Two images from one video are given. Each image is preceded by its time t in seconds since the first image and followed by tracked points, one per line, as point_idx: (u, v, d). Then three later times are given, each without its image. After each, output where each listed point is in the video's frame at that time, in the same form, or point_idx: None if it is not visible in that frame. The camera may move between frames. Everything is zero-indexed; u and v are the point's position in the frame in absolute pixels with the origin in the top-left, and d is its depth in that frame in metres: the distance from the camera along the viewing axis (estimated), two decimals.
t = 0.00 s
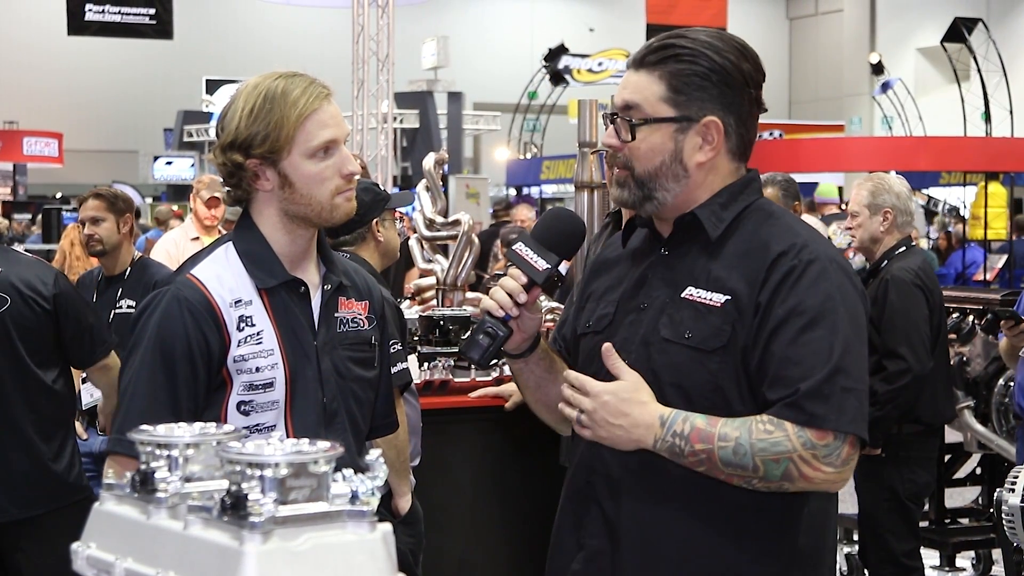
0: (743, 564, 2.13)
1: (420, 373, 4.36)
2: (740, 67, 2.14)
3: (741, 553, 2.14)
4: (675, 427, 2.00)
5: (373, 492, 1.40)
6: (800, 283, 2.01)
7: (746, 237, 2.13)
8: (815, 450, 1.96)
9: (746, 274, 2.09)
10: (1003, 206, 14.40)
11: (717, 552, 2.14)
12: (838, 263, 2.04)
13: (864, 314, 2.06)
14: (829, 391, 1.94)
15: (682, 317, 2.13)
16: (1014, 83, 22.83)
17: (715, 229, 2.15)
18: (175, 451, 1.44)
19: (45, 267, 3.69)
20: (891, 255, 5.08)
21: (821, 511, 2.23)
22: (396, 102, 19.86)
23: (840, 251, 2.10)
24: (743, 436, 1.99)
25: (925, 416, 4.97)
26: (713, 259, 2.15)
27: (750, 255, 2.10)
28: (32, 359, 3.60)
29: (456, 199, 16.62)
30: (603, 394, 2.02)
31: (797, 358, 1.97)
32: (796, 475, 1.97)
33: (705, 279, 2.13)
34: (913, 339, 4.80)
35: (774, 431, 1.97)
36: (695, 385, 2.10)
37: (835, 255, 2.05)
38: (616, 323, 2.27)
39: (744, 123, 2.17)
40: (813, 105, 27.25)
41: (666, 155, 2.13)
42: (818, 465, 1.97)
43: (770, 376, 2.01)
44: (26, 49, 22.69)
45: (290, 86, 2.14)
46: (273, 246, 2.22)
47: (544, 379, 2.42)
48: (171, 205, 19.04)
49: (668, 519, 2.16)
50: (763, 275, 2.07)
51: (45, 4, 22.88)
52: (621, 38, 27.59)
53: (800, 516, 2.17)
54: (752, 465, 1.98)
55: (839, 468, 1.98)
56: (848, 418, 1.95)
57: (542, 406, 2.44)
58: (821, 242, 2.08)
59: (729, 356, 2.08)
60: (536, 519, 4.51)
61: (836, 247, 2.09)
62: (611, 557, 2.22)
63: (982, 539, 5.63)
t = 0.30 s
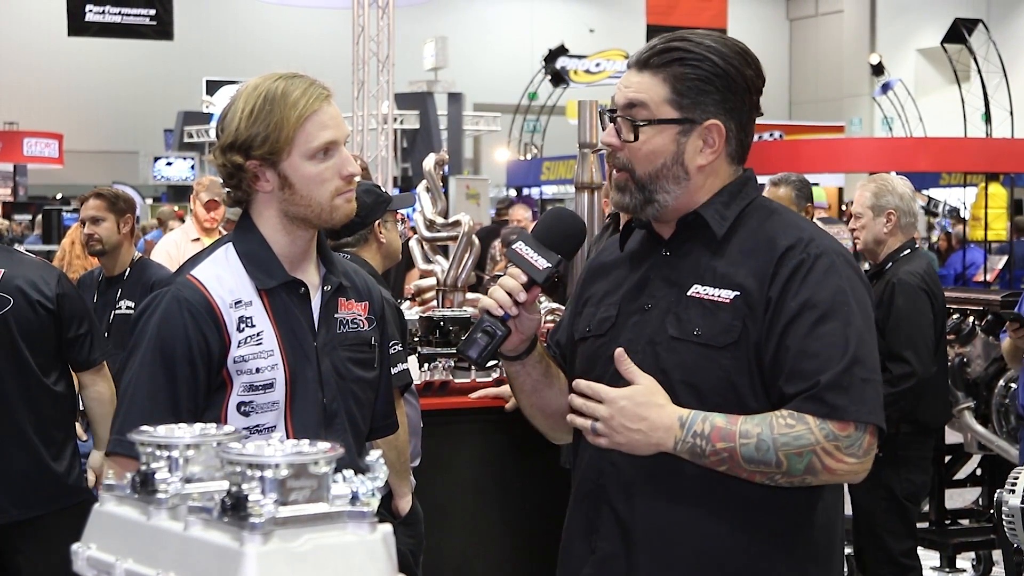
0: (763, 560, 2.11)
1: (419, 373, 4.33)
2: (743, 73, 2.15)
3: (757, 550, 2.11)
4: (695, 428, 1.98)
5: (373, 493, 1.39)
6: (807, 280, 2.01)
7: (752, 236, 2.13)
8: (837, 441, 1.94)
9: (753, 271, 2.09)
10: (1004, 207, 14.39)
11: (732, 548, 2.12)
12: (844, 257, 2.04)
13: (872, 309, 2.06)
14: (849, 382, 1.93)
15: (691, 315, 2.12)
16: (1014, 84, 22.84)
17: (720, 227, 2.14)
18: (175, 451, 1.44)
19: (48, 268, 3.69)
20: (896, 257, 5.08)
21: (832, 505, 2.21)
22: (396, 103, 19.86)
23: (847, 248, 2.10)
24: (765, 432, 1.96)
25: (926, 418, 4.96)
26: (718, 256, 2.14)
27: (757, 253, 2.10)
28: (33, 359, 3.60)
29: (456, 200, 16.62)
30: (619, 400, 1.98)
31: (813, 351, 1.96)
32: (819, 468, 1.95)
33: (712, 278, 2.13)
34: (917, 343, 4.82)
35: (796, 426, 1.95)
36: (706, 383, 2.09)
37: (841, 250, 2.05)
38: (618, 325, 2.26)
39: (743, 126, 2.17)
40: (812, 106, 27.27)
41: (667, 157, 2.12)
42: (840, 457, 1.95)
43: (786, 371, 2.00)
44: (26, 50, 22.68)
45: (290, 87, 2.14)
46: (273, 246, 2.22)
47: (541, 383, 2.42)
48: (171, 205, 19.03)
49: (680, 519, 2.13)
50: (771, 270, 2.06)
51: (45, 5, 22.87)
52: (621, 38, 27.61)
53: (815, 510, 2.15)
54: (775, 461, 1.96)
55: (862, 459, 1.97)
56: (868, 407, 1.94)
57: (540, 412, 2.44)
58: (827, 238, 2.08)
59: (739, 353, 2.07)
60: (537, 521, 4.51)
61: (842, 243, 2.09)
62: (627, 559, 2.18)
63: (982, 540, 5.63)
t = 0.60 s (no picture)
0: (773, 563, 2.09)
1: (420, 374, 4.36)
2: (741, 69, 2.14)
3: (765, 553, 2.10)
4: (702, 437, 1.97)
5: (373, 493, 1.39)
6: (812, 281, 2.00)
7: (756, 236, 2.12)
8: (846, 443, 1.93)
9: (758, 272, 2.09)
10: (1004, 207, 14.38)
11: (737, 553, 2.10)
12: (850, 256, 2.03)
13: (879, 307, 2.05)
14: (857, 383, 1.92)
15: (698, 318, 2.12)
16: (1014, 84, 22.84)
17: (724, 228, 2.14)
18: (176, 452, 1.45)
19: (48, 270, 3.69)
20: (895, 256, 5.09)
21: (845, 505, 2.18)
22: (397, 103, 19.85)
23: (852, 246, 2.09)
24: (773, 437, 1.96)
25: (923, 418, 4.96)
26: (722, 258, 2.14)
27: (762, 253, 2.10)
28: (33, 361, 3.60)
29: (456, 201, 16.61)
30: (625, 414, 1.97)
31: (820, 352, 1.95)
32: (830, 471, 1.95)
33: (716, 279, 2.13)
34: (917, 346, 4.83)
35: (804, 429, 1.94)
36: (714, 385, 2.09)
37: (846, 249, 2.05)
38: (626, 328, 2.26)
39: (745, 126, 2.16)
40: (813, 106, 27.26)
41: (667, 156, 2.12)
42: (851, 459, 1.94)
43: (793, 372, 1.99)
44: (26, 50, 22.68)
45: (289, 87, 2.15)
46: (273, 247, 2.22)
47: (549, 386, 2.41)
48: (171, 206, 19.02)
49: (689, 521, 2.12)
50: (776, 271, 2.06)
51: (45, 6, 22.87)
52: (621, 38, 27.63)
53: (826, 510, 2.13)
54: (784, 466, 1.95)
55: (871, 459, 1.96)
56: (877, 407, 1.93)
57: (547, 413, 2.43)
58: (831, 237, 2.08)
59: (745, 355, 2.07)
60: (537, 527, 4.52)
61: (847, 242, 2.08)
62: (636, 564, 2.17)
63: (982, 541, 5.63)
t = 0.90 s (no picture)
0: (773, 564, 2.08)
1: (421, 374, 4.37)
2: (748, 71, 2.13)
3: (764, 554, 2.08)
4: (702, 401, 1.96)
5: (373, 494, 1.40)
6: (811, 280, 1.98)
7: (755, 236, 2.12)
8: (840, 436, 1.90)
9: (757, 274, 2.08)
10: (1004, 208, 14.37)
11: (736, 555, 2.09)
12: (850, 257, 2.01)
13: (879, 307, 2.03)
14: (852, 380, 1.89)
15: (698, 321, 2.12)
16: (1014, 85, 22.84)
17: (725, 228, 2.14)
18: (176, 452, 1.45)
19: (48, 270, 3.69)
20: (890, 255, 5.12)
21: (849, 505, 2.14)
22: (397, 103, 19.82)
23: (853, 246, 2.07)
24: (769, 415, 1.93)
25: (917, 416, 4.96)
26: (723, 259, 2.14)
27: (760, 255, 2.09)
28: (33, 362, 3.60)
29: (456, 202, 16.60)
30: (632, 360, 1.98)
31: (813, 350, 1.93)
32: (819, 462, 1.92)
33: (717, 281, 2.12)
34: (910, 342, 4.76)
35: (800, 413, 1.91)
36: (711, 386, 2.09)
37: (848, 250, 2.03)
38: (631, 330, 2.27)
39: (750, 126, 2.15)
40: (813, 107, 27.27)
41: (668, 154, 2.12)
42: (842, 453, 1.91)
43: (788, 372, 1.98)
44: (26, 50, 22.68)
45: (289, 88, 2.14)
46: (273, 246, 2.22)
47: (560, 385, 2.42)
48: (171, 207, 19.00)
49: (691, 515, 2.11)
50: (774, 273, 2.05)
51: (45, 6, 22.87)
52: (621, 38, 27.67)
53: (827, 509, 2.10)
54: (776, 446, 1.93)
55: (864, 458, 1.92)
56: (870, 407, 1.90)
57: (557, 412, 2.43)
58: (833, 238, 2.06)
59: (744, 359, 2.07)
60: (536, 526, 4.51)
61: (848, 243, 2.06)
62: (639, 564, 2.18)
63: (982, 542, 5.63)
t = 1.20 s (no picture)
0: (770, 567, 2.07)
1: (421, 374, 4.36)
2: (749, 68, 2.13)
3: (760, 559, 2.08)
4: (691, 418, 1.93)
5: (374, 494, 1.40)
6: (808, 284, 1.98)
7: (756, 238, 2.11)
8: (830, 449, 1.89)
9: (757, 276, 2.08)
10: (1005, 208, 14.37)
11: (730, 560, 2.09)
12: (849, 262, 2.00)
13: (878, 312, 2.02)
14: (843, 392, 1.88)
15: (696, 322, 2.13)
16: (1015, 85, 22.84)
17: (724, 231, 2.13)
18: (176, 452, 1.45)
19: (48, 270, 3.70)
20: (887, 254, 5.12)
21: (846, 511, 2.14)
22: (397, 104, 19.84)
23: (854, 250, 2.06)
24: (759, 430, 1.92)
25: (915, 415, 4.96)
26: (723, 262, 2.14)
27: (760, 258, 2.09)
28: (33, 362, 3.60)
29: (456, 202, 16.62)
30: (623, 379, 1.93)
31: (807, 359, 1.93)
32: (810, 475, 1.90)
33: (716, 284, 2.13)
34: (908, 338, 4.74)
35: (790, 429, 1.90)
36: (709, 390, 2.09)
37: (846, 254, 2.01)
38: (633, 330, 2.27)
39: (752, 124, 2.15)
40: (813, 106, 27.30)
41: (670, 153, 2.13)
42: (833, 466, 1.90)
43: (782, 379, 1.97)
44: (27, 51, 22.69)
45: (290, 88, 2.15)
46: (275, 246, 2.22)
47: (564, 381, 2.41)
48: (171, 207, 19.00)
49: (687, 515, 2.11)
50: (772, 277, 2.05)
51: (45, 6, 22.87)
52: (622, 38, 27.70)
53: (823, 515, 2.10)
54: (766, 462, 1.91)
55: (856, 470, 1.91)
56: (860, 418, 1.89)
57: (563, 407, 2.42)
58: (832, 242, 2.04)
59: (740, 362, 2.07)
60: (538, 527, 4.51)
61: (849, 246, 2.05)
62: (635, 565, 2.18)
63: (983, 542, 5.63)
